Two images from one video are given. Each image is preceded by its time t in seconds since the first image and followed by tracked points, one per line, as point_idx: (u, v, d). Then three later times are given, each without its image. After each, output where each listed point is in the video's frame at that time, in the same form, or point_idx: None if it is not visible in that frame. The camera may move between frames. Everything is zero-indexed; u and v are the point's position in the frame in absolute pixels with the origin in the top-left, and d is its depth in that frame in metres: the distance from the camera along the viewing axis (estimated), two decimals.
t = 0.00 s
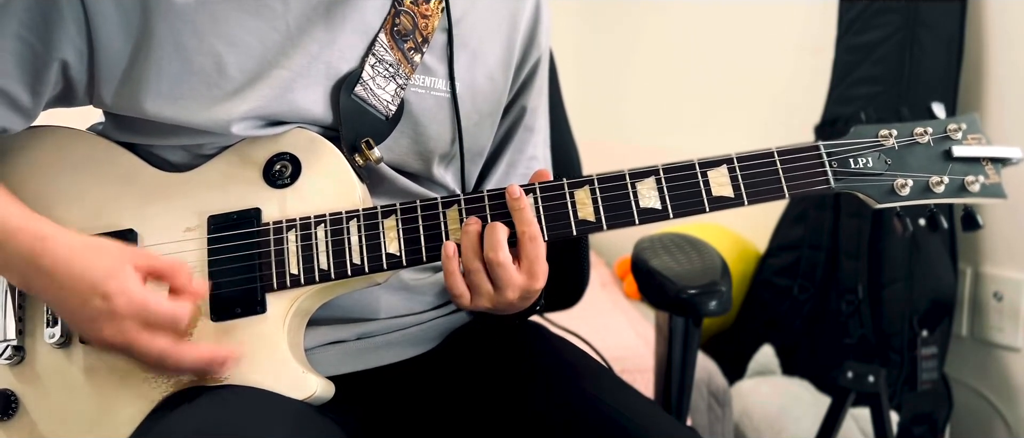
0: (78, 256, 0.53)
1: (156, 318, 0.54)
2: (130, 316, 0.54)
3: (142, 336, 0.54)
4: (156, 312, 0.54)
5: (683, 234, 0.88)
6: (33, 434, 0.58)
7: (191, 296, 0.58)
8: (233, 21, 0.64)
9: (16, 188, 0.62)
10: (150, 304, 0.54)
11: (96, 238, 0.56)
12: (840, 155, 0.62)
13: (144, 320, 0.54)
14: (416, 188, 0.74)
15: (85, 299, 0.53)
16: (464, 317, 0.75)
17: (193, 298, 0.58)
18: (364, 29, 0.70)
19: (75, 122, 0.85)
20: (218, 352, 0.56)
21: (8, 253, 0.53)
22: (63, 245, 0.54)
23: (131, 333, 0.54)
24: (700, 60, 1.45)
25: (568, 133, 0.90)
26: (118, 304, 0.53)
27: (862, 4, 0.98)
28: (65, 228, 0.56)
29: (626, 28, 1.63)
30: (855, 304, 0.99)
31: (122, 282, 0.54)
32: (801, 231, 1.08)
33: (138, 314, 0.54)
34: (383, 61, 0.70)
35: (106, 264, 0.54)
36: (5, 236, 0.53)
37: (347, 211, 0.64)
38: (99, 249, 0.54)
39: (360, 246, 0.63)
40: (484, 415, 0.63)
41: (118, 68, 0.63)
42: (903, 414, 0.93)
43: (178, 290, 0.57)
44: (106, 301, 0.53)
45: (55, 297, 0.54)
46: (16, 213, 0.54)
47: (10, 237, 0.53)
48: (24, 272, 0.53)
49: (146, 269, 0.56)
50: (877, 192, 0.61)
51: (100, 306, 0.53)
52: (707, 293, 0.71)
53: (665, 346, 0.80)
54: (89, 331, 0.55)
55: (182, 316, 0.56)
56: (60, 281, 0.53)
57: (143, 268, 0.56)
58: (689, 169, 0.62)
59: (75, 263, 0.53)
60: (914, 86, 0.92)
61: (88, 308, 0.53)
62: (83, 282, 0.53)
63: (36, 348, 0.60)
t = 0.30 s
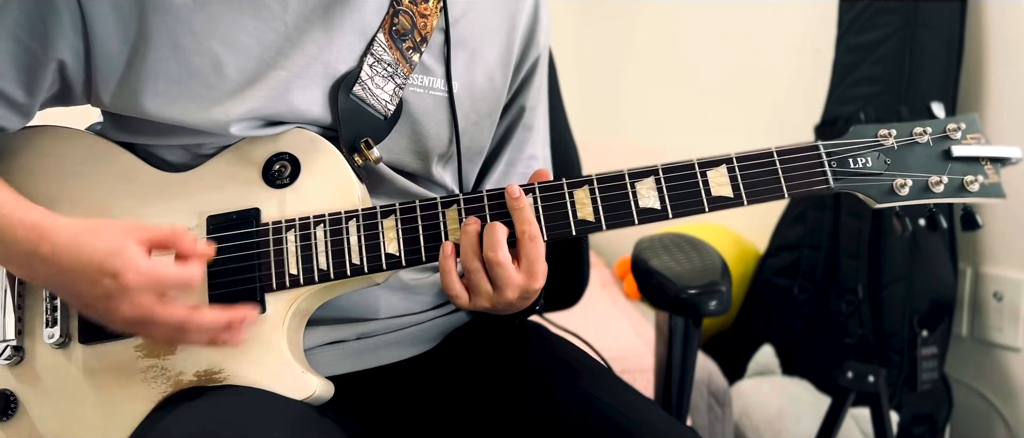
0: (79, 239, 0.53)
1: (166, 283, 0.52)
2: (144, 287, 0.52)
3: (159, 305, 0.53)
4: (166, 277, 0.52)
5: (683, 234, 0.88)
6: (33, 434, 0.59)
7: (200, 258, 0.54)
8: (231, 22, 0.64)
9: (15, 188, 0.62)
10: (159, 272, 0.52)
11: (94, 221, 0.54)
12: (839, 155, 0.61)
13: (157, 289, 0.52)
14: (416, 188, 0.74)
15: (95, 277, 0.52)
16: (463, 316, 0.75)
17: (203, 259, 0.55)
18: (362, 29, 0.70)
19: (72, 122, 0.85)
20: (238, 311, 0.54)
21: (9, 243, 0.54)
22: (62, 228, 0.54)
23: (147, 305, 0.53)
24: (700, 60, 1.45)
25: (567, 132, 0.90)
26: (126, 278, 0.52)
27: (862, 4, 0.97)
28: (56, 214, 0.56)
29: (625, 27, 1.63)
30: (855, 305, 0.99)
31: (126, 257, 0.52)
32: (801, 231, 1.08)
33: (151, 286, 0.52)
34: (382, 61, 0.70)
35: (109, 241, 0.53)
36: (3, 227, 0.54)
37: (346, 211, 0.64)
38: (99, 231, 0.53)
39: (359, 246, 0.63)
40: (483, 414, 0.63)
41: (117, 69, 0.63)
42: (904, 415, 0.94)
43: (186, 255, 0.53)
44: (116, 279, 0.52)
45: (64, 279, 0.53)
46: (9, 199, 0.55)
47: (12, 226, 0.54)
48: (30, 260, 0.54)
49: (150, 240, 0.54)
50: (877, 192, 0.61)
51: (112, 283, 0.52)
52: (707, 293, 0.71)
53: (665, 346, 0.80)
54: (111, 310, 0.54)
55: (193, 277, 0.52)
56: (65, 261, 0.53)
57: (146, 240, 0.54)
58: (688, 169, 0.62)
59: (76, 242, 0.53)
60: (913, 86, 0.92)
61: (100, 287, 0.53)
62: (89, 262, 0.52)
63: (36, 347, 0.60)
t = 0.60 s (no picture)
0: (69, 266, 0.54)
1: (149, 326, 0.55)
2: (122, 327, 0.54)
3: (134, 344, 0.55)
4: (149, 322, 0.55)
5: (683, 233, 0.88)
6: (33, 434, 0.59)
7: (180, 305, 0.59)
8: (231, 22, 0.64)
9: (15, 188, 0.62)
10: (143, 316, 0.55)
11: (91, 246, 0.56)
12: (838, 156, 0.61)
13: (136, 331, 0.55)
14: (416, 188, 0.74)
15: (77, 311, 0.54)
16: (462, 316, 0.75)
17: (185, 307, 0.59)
18: (362, 29, 0.70)
19: (71, 122, 0.85)
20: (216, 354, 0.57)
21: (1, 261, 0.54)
22: (56, 249, 0.55)
23: (121, 343, 0.55)
24: (700, 60, 1.45)
25: (567, 132, 0.90)
26: (112, 318, 0.54)
27: (862, 3, 0.98)
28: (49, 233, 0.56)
29: (625, 27, 1.63)
30: (855, 305, 0.99)
31: (116, 294, 0.54)
32: (801, 231, 1.08)
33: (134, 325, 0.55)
34: (381, 61, 0.70)
35: (97, 276, 0.54)
36: None
37: (346, 211, 0.64)
38: (94, 259, 0.55)
39: (359, 246, 0.63)
40: (483, 414, 0.63)
41: (116, 69, 0.63)
42: (903, 414, 0.94)
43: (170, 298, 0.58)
44: (99, 315, 0.54)
45: (45, 306, 0.54)
46: (6, 216, 0.55)
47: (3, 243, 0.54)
48: (15, 279, 0.54)
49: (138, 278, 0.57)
50: (875, 194, 0.62)
51: (94, 319, 0.54)
52: (707, 293, 0.71)
53: (665, 347, 0.80)
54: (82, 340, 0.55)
55: (174, 326, 0.57)
56: (53, 288, 0.54)
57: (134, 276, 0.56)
58: (688, 169, 0.62)
59: (68, 274, 0.54)
60: (913, 86, 0.92)
61: (78, 319, 0.54)
62: (74, 294, 0.54)
63: (36, 347, 0.60)
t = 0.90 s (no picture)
0: (85, 266, 0.54)
1: (173, 326, 0.56)
2: (145, 322, 0.55)
3: (152, 344, 0.55)
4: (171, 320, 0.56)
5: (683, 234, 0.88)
6: (33, 434, 0.59)
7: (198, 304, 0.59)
8: (230, 22, 0.64)
9: (15, 189, 0.62)
10: (166, 314, 0.56)
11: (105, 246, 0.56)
12: (837, 156, 0.61)
13: (160, 327, 0.55)
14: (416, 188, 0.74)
15: (96, 307, 0.54)
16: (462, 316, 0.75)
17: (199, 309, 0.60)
18: (361, 29, 0.70)
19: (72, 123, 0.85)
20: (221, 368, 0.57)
21: (9, 259, 0.53)
22: (68, 249, 0.54)
23: (142, 342, 0.55)
24: (700, 60, 1.45)
25: (567, 132, 0.90)
26: (135, 314, 0.54)
27: (862, 3, 0.98)
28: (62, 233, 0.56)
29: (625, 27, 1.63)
30: (855, 305, 0.99)
31: (138, 291, 0.55)
32: (801, 231, 1.08)
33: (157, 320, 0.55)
34: (380, 61, 0.70)
35: (119, 273, 0.55)
36: (5, 241, 0.53)
37: (346, 212, 0.64)
38: (111, 259, 0.55)
39: (358, 246, 0.64)
40: (482, 415, 0.63)
41: (115, 70, 0.63)
42: (903, 414, 0.94)
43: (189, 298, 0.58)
44: (122, 310, 0.54)
45: (60, 305, 0.54)
46: (13, 215, 0.54)
47: (13, 243, 0.53)
48: (29, 279, 0.53)
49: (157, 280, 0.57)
50: (875, 193, 0.61)
51: (116, 313, 0.54)
52: (707, 293, 0.71)
53: (665, 347, 0.80)
54: (101, 338, 0.55)
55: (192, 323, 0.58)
56: (69, 287, 0.53)
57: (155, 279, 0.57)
58: (687, 169, 0.62)
59: (88, 272, 0.54)
60: (913, 86, 0.92)
61: (98, 317, 0.54)
62: (94, 291, 0.54)
63: (35, 348, 0.60)
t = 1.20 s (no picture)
0: (79, 276, 0.54)
1: (146, 346, 0.54)
2: (125, 339, 0.53)
3: (132, 361, 0.54)
4: (156, 345, 0.54)
5: (683, 234, 0.88)
6: (33, 434, 0.59)
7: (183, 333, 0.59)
8: (230, 22, 0.64)
9: (15, 190, 0.63)
10: (146, 333, 0.54)
11: (104, 255, 0.57)
12: (836, 154, 0.61)
13: (134, 346, 0.54)
14: (415, 188, 0.74)
15: (83, 317, 0.53)
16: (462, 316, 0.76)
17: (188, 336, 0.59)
18: (361, 29, 0.70)
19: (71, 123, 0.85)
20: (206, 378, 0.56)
21: (10, 263, 0.54)
22: (65, 255, 0.55)
23: (122, 357, 0.54)
24: (701, 59, 1.45)
25: (567, 132, 0.90)
26: (116, 326, 0.53)
27: (862, 3, 0.98)
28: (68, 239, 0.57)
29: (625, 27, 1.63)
30: (855, 305, 0.99)
31: (125, 306, 0.54)
32: (801, 231, 1.08)
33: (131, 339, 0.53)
34: (380, 61, 0.70)
35: (108, 286, 0.54)
36: (7, 242, 0.54)
37: (345, 211, 0.64)
38: (101, 268, 0.55)
39: (358, 246, 0.64)
40: (482, 414, 0.63)
41: (116, 70, 0.63)
42: (903, 414, 0.94)
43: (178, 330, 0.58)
44: (105, 322, 0.53)
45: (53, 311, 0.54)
46: (13, 217, 0.56)
47: (15, 245, 0.54)
48: (30, 282, 0.54)
49: (147, 297, 0.57)
50: (874, 191, 0.61)
51: (99, 326, 0.53)
52: (707, 293, 0.71)
53: (665, 346, 0.80)
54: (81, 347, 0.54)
55: (174, 349, 0.55)
56: (60, 295, 0.54)
57: (144, 296, 0.57)
58: (686, 169, 0.62)
59: (78, 281, 0.54)
60: (913, 86, 0.92)
61: (84, 327, 0.54)
62: (82, 301, 0.53)
63: (36, 348, 0.60)
